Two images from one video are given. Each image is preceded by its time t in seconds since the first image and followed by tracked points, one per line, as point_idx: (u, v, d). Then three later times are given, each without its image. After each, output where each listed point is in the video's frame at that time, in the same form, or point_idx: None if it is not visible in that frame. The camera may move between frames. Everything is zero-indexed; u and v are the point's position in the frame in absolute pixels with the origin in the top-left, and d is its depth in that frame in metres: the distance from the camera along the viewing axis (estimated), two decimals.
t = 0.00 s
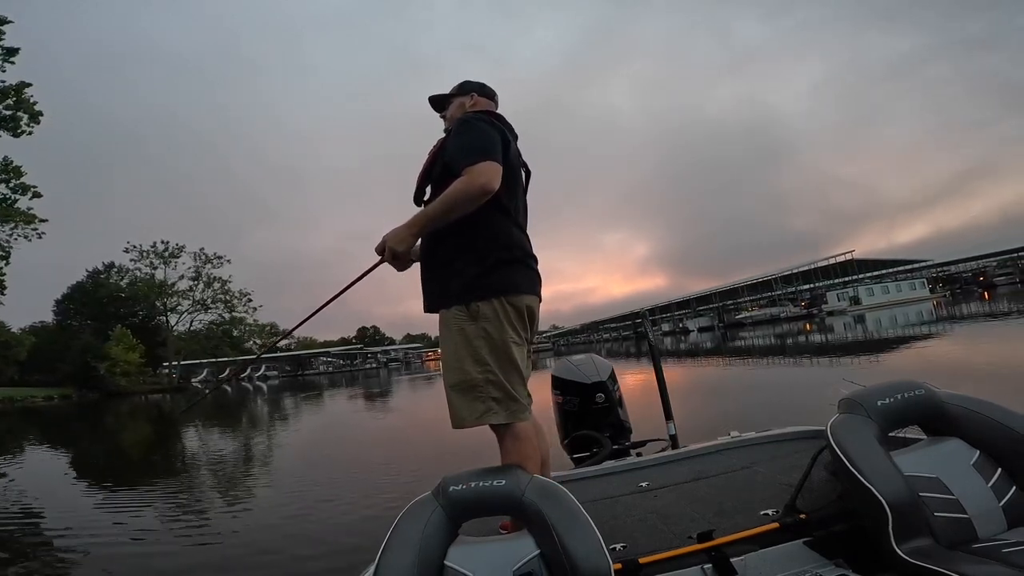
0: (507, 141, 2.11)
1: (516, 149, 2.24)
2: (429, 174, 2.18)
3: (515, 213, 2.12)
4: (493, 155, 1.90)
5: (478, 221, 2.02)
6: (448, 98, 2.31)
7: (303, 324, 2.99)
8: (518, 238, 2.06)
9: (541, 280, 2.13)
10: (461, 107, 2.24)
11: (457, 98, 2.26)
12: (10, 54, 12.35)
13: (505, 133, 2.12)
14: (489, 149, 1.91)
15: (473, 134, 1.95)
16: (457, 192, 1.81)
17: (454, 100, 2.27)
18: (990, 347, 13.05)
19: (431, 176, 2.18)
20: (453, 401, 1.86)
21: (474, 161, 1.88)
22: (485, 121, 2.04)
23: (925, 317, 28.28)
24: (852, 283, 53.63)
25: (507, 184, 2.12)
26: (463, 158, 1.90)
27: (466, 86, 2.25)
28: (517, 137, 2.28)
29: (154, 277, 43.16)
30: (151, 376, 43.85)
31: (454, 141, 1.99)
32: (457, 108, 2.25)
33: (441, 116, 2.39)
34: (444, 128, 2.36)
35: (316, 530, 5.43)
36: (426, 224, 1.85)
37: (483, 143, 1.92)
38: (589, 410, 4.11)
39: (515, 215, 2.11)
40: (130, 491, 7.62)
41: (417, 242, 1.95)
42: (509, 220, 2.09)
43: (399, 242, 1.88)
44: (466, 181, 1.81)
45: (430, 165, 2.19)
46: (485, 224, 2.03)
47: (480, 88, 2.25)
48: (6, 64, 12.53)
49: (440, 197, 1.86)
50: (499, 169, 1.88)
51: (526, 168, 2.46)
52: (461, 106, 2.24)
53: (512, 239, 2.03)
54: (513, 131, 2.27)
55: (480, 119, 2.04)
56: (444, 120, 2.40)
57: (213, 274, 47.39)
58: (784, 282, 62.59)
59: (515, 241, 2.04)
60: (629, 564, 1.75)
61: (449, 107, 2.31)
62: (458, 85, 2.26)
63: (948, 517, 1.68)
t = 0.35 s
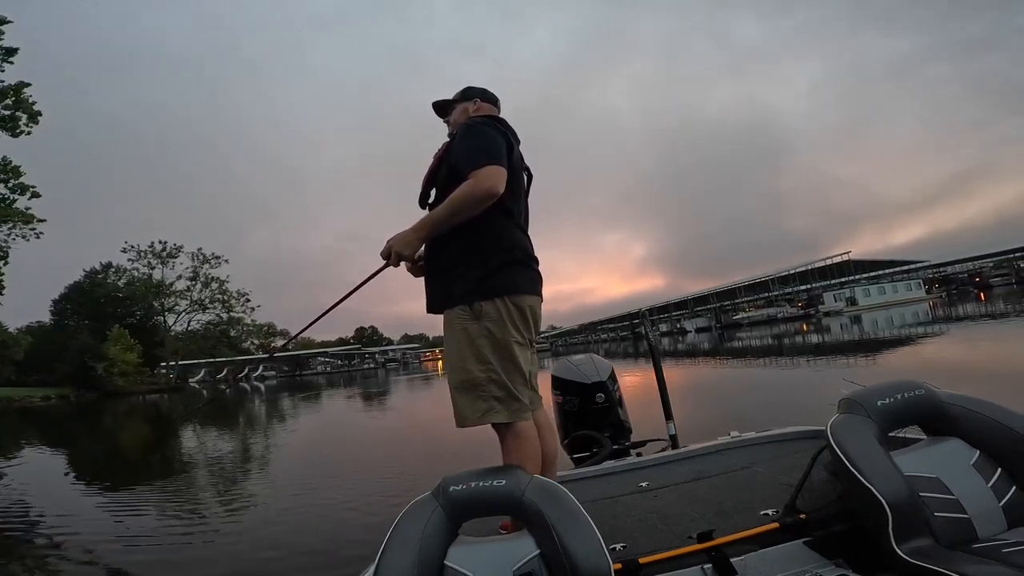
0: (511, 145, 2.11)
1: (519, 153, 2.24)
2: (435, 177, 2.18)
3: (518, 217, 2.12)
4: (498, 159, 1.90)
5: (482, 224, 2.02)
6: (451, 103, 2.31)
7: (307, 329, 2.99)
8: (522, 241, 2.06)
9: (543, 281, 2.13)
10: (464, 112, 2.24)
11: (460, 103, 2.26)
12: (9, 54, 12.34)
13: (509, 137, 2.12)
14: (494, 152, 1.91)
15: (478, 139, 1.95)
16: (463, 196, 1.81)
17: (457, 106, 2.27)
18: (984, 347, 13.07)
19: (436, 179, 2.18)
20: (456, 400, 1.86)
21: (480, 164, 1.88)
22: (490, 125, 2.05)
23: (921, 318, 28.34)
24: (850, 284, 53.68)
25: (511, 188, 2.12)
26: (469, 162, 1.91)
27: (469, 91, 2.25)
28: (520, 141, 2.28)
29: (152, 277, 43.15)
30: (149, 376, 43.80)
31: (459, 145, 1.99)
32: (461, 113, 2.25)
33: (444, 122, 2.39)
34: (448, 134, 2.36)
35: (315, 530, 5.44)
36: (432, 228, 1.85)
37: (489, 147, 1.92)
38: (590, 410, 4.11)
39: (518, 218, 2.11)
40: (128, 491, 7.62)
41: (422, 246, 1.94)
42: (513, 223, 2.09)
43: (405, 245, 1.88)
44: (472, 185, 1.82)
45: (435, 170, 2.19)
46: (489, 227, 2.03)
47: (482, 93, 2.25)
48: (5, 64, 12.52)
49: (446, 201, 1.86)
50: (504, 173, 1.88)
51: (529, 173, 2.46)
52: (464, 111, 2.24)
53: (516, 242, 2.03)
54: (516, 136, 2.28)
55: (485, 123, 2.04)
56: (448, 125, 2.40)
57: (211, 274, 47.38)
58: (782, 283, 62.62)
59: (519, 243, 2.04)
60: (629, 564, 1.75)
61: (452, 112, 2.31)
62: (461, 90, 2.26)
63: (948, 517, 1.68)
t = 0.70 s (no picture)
0: (516, 150, 2.12)
1: (523, 157, 2.25)
2: (440, 181, 2.17)
3: (524, 219, 2.13)
4: (504, 163, 1.90)
5: (489, 226, 2.02)
6: (453, 109, 2.31)
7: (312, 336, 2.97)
8: (527, 244, 2.06)
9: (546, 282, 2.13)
10: (467, 118, 2.24)
11: (463, 109, 2.26)
12: (5, 55, 12.32)
13: (513, 141, 2.12)
14: (501, 155, 1.91)
15: (485, 142, 1.95)
16: (471, 199, 1.81)
17: (460, 111, 2.27)
18: (979, 347, 13.10)
19: (442, 183, 2.18)
20: (459, 398, 1.87)
21: (487, 168, 1.88)
22: (495, 130, 2.05)
23: (916, 317, 28.42)
24: (845, 284, 53.83)
25: (516, 191, 2.13)
26: (476, 166, 1.91)
27: (471, 97, 2.25)
28: (523, 146, 2.28)
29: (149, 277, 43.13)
30: (146, 377, 43.78)
31: (465, 149, 1.99)
32: (463, 119, 2.25)
33: (447, 127, 2.39)
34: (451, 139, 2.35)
35: (313, 531, 5.45)
36: (441, 231, 1.84)
37: (495, 150, 1.93)
38: (590, 410, 4.11)
39: (523, 222, 2.12)
40: (126, 492, 7.62)
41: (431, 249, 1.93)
42: (519, 226, 2.09)
43: (415, 249, 1.87)
44: (480, 187, 1.82)
45: (440, 174, 2.19)
46: (496, 229, 2.03)
47: (485, 99, 2.25)
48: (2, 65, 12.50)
49: (454, 204, 1.85)
50: (511, 175, 1.88)
51: (533, 176, 2.47)
52: (467, 117, 2.24)
53: (522, 244, 2.04)
54: (519, 140, 2.28)
55: (490, 128, 2.05)
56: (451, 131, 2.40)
57: (208, 275, 47.37)
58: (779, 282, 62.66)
59: (526, 246, 2.05)
60: (629, 564, 1.75)
61: (455, 118, 2.31)
62: (464, 96, 2.26)
63: (948, 517, 1.68)
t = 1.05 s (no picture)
0: (521, 154, 2.12)
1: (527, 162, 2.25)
2: (447, 185, 2.17)
3: (530, 223, 2.13)
4: (511, 167, 1.90)
5: (495, 230, 2.02)
6: (458, 114, 2.31)
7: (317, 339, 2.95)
8: (533, 247, 2.06)
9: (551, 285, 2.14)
10: (471, 123, 2.24)
11: (467, 114, 2.26)
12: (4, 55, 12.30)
13: (519, 145, 2.12)
14: (507, 161, 1.91)
15: (491, 147, 1.95)
16: (479, 203, 1.81)
17: (464, 117, 2.27)
18: (974, 346, 13.14)
19: (449, 186, 2.18)
20: (460, 396, 1.87)
21: (494, 173, 1.88)
22: (501, 134, 2.05)
23: (912, 317, 28.47)
24: (842, 284, 53.99)
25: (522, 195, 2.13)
26: (484, 170, 1.91)
27: (476, 102, 2.25)
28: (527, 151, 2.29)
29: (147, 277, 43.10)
30: (144, 377, 43.79)
31: (471, 154, 1.99)
32: (468, 124, 2.25)
33: (451, 133, 2.39)
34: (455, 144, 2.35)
35: (312, 531, 5.45)
36: (449, 234, 1.84)
37: (502, 155, 1.93)
38: (590, 410, 4.11)
39: (529, 225, 2.12)
40: (125, 492, 7.62)
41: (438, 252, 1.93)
42: (525, 229, 2.10)
43: (423, 252, 1.86)
44: (488, 191, 1.82)
45: (446, 179, 2.19)
46: (504, 232, 2.03)
47: (489, 104, 2.25)
48: None
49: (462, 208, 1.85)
50: (518, 180, 1.88)
51: (538, 181, 2.47)
52: (472, 122, 2.24)
53: (529, 247, 2.04)
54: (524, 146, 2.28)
55: (496, 133, 2.05)
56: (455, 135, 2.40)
57: (206, 275, 47.39)
58: (776, 282, 62.74)
59: (532, 249, 2.05)
60: (629, 564, 1.75)
61: (459, 123, 2.31)
62: (467, 102, 2.26)
63: (949, 517, 1.68)
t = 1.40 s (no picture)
0: (528, 158, 2.12)
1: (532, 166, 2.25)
2: (454, 188, 2.17)
3: (536, 227, 2.13)
4: (518, 171, 1.90)
5: (501, 232, 2.02)
6: (463, 119, 2.31)
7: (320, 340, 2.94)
8: (539, 250, 2.07)
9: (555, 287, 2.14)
10: (477, 128, 2.24)
11: (472, 119, 2.26)
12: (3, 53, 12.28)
13: (525, 150, 2.12)
14: (515, 164, 1.91)
15: (499, 150, 1.95)
16: (487, 205, 1.81)
17: (470, 121, 2.27)
18: (970, 347, 13.16)
19: (455, 189, 2.18)
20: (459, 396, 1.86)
21: (501, 176, 1.88)
22: (509, 138, 2.05)
23: (908, 318, 28.50)
24: (839, 284, 54.04)
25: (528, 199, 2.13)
26: (491, 173, 1.91)
27: (481, 106, 2.26)
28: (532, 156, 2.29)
29: (145, 276, 43.06)
30: (142, 376, 43.74)
31: (478, 158, 1.99)
32: (474, 128, 2.25)
33: (456, 137, 2.39)
34: (460, 148, 2.35)
35: (310, 530, 5.44)
36: (457, 236, 1.84)
37: (509, 158, 1.93)
38: (589, 410, 4.11)
39: (535, 229, 2.12)
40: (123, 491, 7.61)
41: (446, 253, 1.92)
42: (531, 232, 2.10)
43: (430, 253, 1.86)
44: (496, 194, 1.82)
45: (452, 182, 2.19)
46: (510, 235, 2.02)
47: (494, 109, 2.26)
48: None
49: (470, 210, 1.86)
50: (526, 183, 1.88)
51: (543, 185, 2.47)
52: (477, 126, 2.24)
53: (535, 251, 2.04)
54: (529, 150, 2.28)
55: (504, 136, 2.05)
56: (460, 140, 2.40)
57: (204, 274, 47.40)
58: (774, 282, 62.79)
59: (538, 252, 2.05)
60: (629, 564, 1.75)
61: (464, 128, 2.31)
62: (472, 106, 2.27)
63: (949, 517, 1.68)
